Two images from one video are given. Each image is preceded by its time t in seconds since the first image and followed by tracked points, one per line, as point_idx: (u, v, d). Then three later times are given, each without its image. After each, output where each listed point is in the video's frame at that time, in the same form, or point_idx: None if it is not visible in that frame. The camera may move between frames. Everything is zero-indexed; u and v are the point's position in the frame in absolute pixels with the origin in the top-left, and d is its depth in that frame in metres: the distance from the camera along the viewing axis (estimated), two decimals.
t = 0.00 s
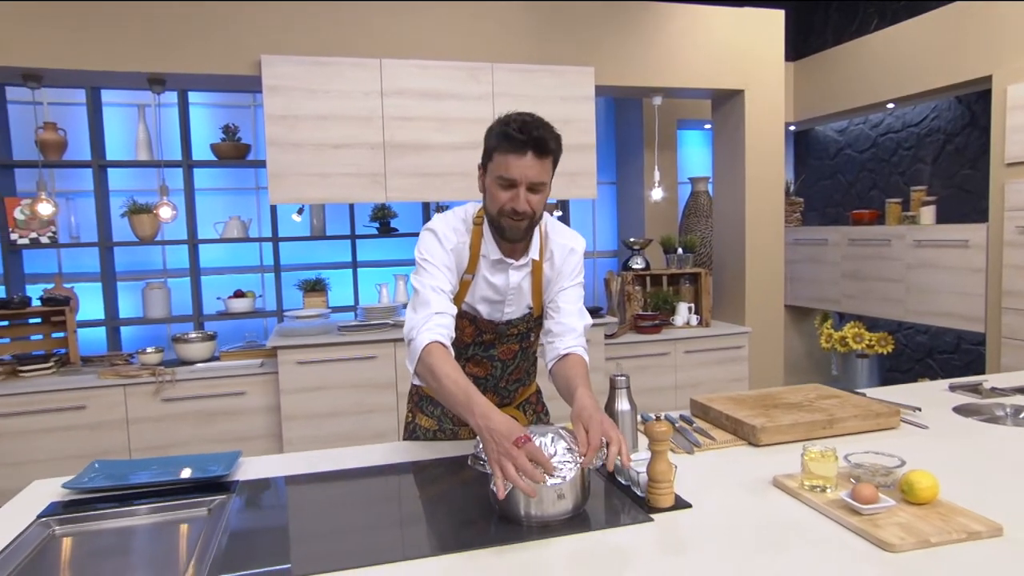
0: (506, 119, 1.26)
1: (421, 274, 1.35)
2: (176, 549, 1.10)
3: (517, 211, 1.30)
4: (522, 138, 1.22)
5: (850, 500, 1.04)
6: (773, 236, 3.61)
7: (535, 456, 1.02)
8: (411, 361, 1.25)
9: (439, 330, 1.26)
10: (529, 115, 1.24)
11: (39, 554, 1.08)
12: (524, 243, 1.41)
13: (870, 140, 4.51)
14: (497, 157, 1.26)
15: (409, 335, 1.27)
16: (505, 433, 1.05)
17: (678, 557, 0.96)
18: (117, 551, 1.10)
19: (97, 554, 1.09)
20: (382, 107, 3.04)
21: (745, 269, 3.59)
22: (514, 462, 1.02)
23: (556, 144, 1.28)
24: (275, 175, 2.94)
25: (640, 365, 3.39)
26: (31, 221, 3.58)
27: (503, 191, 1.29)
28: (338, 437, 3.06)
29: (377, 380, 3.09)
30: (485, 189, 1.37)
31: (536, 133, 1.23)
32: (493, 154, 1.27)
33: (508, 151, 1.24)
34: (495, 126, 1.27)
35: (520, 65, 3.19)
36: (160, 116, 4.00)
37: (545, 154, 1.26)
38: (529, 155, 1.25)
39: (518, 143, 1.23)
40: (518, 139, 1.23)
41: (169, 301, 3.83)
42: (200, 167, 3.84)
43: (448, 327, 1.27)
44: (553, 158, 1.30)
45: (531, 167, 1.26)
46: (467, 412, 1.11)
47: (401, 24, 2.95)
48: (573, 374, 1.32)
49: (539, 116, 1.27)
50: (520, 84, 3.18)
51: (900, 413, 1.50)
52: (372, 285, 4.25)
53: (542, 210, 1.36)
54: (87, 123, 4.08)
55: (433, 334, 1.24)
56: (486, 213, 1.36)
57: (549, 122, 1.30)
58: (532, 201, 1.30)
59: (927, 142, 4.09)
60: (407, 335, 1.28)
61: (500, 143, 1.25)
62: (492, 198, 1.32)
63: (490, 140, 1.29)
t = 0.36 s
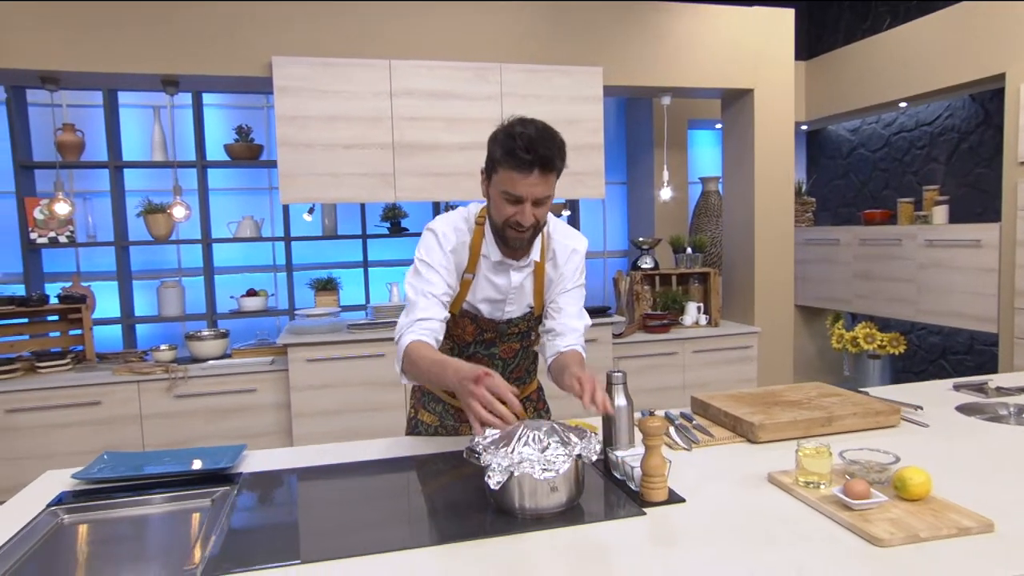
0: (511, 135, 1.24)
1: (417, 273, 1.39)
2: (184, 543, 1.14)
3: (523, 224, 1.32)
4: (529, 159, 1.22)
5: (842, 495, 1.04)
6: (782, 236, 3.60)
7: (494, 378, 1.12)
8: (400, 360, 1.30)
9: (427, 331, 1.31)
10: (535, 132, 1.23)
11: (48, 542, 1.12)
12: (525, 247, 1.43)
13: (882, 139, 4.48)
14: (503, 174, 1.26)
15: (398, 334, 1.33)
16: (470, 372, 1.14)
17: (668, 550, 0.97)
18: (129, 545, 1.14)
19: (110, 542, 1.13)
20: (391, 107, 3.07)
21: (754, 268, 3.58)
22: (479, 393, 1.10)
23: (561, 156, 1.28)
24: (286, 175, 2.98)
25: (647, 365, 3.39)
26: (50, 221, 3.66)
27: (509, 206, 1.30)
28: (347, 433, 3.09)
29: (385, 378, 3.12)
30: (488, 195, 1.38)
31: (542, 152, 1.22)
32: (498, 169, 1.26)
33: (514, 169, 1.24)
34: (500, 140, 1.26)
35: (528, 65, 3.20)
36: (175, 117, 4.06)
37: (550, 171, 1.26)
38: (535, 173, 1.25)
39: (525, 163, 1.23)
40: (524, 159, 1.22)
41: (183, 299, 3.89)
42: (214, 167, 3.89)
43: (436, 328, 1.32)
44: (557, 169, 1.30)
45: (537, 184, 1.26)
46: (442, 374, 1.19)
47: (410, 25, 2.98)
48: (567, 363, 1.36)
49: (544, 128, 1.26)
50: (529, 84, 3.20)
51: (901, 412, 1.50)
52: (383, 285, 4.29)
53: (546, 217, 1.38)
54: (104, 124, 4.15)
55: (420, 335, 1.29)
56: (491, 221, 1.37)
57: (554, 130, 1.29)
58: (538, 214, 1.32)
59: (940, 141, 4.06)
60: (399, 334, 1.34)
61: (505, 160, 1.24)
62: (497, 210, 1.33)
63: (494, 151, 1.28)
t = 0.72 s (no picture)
0: (492, 126, 1.27)
1: (405, 271, 1.46)
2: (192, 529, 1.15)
3: (512, 214, 1.34)
4: (511, 147, 1.25)
5: (836, 493, 1.04)
6: (792, 235, 3.58)
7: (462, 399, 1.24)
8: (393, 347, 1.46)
9: (416, 326, 1.45)
10: (515, 121, 1.26)
11: (50, 533, 1.14)
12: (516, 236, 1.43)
13: (895, 137, 4.43)
14: (487, 164, 1.29)
15: (391, 325, 1.48)
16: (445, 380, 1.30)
17: (659, 546, 0.97)
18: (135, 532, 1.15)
19: (117, 532, 1.15)
20: (399, 107, 3.09)
21: (763, 267, 3.56)
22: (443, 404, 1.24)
23: (543, 143, 1.30)
24: (294, 175, 3.01)
25: (655, 364, 3.39)
26: (65, 221, 3.71)
27: (496, 196, 1.33)
28: (354, 431, 3.12)
29: (392, 376, 3.14)
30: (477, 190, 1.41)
31: (523, 140, 1.25)
32: (482, 161, 1.30)
33: (497, 160, 1.27)
34: (482, 133, 1.29)
35: (535, 65, 3.21)
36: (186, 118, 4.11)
37: (532, 158, 1.29)
38: (518, 160, 1.28)
39: (507, 150, 1.26)
40: (506, 148, 1.25)
41: (195, 298, 3.93)
42: (225, 167, 3.93)
43: (421, 321, 1.46)
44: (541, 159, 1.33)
45: (520, 171, 1.29)
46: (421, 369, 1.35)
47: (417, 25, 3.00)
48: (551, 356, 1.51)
49: (524, 118, 1.29)
50: (536, 84, 3.20)
51: (902, 411, 1.49)
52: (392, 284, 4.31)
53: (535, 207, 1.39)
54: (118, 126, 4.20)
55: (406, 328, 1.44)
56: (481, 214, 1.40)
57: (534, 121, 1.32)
58: (525, 202, 1.34)
59: (954, 139, 4.01)
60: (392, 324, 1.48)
61: (488, 151, 1.28)
62: (485, 202, 1.36)
63: (478, 146, 1.32)
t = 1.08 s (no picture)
0: (503, 117, 1.26)
1: (405, 266, 1.47)
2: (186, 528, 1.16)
3: (505, 204, 1.35)
4: (519, 142, 1.25)
5: (830, 495, 1.02)
6: (800, 233, 3.54)
7: (467, 413, 1.20)
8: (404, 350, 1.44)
9: (422, 323, 1.43)
10: (527, 116, 1.25)
11: (41, 529, 1.15)
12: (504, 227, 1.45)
13: (907, 135, 4.37)
14: (489, 152, 1.29)
15: (399, 327, 1.45)
16: (455, 388, 1.27)
17: (648, 546, 0.96)
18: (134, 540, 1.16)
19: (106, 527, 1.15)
20: (403, 106, 3.09)
21: (771, 267, 3.52)
22: (450, 417, 1.22)
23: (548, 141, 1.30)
24: (300, 174, 3.02)
25: (661, 364, 3.37)
26: (76, 220, 3.75)
27: (493, 184, 1.33)
28: (359, 430, 3.12)
29: (397, 374, 3.14)
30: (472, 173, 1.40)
31: (532, 137, 1.25)
32: (487, 149, 1.29)
33: (503, 151, 1.27)
34: (492, 122, 1.27)
35: (541, 63, 3.20)
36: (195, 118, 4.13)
37: (537, 155, 1.29)
38: (523, 155, 1.28)
39: (513, 142, 1.26)
40: (514, 142, 1.25)
41: (204, 297, 3.96)
42: (233, 167, 3.95)
43: (427, 318, 1.43)
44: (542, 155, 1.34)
45: (523, 167, 1.30)
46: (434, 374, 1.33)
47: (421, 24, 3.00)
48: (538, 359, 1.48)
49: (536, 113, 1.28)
50: (541, 82, 3.19)
51: (904, 412, 1.46)
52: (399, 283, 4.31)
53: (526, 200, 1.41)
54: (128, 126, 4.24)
55: (417, 328, 1.42)
56: (473, 199, 1.40)
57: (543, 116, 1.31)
58: (520, 195, 1.35)
59: (967, 137, 3.95)
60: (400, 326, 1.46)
61: (495, 141, 1.27)
62: (480, 188, 1.36)
63: (484, 132, 1.30)
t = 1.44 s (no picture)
0: (516, 116, 1.25)
1: (404, 259, 1.46)
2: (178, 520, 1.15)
3: (516, 204, 1.34)
4: (533, 141, 1.24)
5: (825, 501, 0.99)
6: (809, 232, 3.50)
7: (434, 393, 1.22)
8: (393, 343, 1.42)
9: (412, 316, 1.42)
10: (540, 115, 1.24)
11: (28, 529, 1.15)
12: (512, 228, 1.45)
13: (920, 133, 4.31)
14: (501, 154, 1.27)
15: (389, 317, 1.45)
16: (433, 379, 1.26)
17: (638, 551, 0.94)
18: (124, 525, 1.15)
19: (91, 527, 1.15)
20: (407, 105, 3.08)
21: (780, 266, 3.48)
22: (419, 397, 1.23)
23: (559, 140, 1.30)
24: (304, 173, 3.02)
25: (667, 364, 3.34)
26: (84, 219, 3.77)
27: (504, 184, 1.32)
28: (363, 429, 3.12)
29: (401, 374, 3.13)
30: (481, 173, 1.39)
31: (546, 136, 1.24)
32: (499, 149, 1.27)
33: (516, 151, 1.26)
34: (504, 121, 1.26)
35: (546, 61, 3.18)
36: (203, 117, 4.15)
37: (549, 155, 1.28)
38: (535, 155, 1.27)
39: (526, 144, 1.24)
40: (527, 141, 1.24)
41: (211, 295, 3.97)
42: (240, 166, 3.96)
43: (419, 313, 1.43)
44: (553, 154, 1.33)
45: (535, 167, 1.29)
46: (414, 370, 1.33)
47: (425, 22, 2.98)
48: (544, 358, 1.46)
49: (547, 111, 1.27)
50: (546, 80, 3.17)
51: (908, 415, 1.43)
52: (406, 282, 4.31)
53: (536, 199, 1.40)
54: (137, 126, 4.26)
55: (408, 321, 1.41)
56: (483, 199, 1.39)
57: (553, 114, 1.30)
58: (530, 195, 1.34)
59: (981, 134, 3.88)
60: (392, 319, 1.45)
61: (507, 142, 1.25)
62: (491, 187, 1.34)
63: (494, 132, 1.28)
